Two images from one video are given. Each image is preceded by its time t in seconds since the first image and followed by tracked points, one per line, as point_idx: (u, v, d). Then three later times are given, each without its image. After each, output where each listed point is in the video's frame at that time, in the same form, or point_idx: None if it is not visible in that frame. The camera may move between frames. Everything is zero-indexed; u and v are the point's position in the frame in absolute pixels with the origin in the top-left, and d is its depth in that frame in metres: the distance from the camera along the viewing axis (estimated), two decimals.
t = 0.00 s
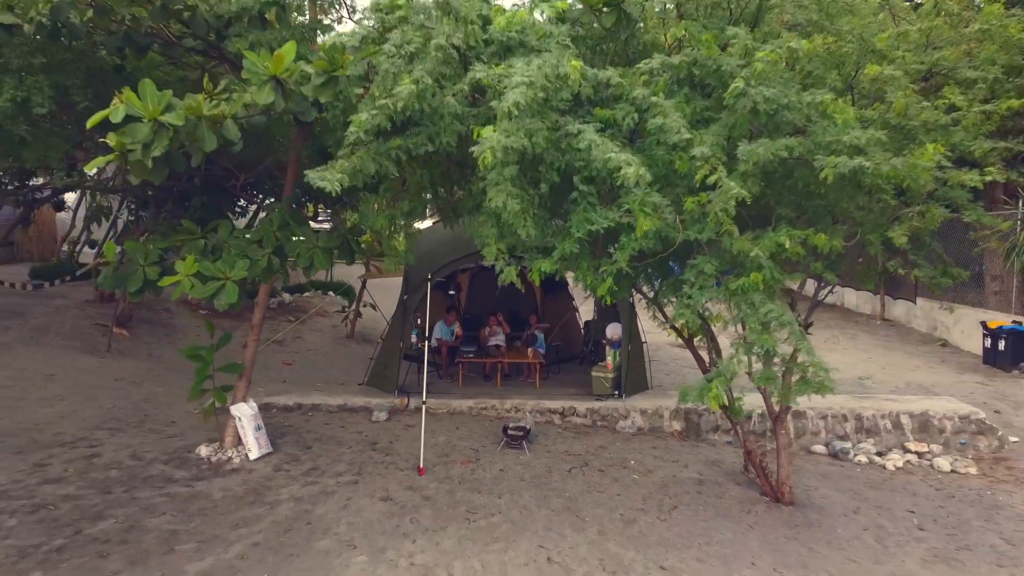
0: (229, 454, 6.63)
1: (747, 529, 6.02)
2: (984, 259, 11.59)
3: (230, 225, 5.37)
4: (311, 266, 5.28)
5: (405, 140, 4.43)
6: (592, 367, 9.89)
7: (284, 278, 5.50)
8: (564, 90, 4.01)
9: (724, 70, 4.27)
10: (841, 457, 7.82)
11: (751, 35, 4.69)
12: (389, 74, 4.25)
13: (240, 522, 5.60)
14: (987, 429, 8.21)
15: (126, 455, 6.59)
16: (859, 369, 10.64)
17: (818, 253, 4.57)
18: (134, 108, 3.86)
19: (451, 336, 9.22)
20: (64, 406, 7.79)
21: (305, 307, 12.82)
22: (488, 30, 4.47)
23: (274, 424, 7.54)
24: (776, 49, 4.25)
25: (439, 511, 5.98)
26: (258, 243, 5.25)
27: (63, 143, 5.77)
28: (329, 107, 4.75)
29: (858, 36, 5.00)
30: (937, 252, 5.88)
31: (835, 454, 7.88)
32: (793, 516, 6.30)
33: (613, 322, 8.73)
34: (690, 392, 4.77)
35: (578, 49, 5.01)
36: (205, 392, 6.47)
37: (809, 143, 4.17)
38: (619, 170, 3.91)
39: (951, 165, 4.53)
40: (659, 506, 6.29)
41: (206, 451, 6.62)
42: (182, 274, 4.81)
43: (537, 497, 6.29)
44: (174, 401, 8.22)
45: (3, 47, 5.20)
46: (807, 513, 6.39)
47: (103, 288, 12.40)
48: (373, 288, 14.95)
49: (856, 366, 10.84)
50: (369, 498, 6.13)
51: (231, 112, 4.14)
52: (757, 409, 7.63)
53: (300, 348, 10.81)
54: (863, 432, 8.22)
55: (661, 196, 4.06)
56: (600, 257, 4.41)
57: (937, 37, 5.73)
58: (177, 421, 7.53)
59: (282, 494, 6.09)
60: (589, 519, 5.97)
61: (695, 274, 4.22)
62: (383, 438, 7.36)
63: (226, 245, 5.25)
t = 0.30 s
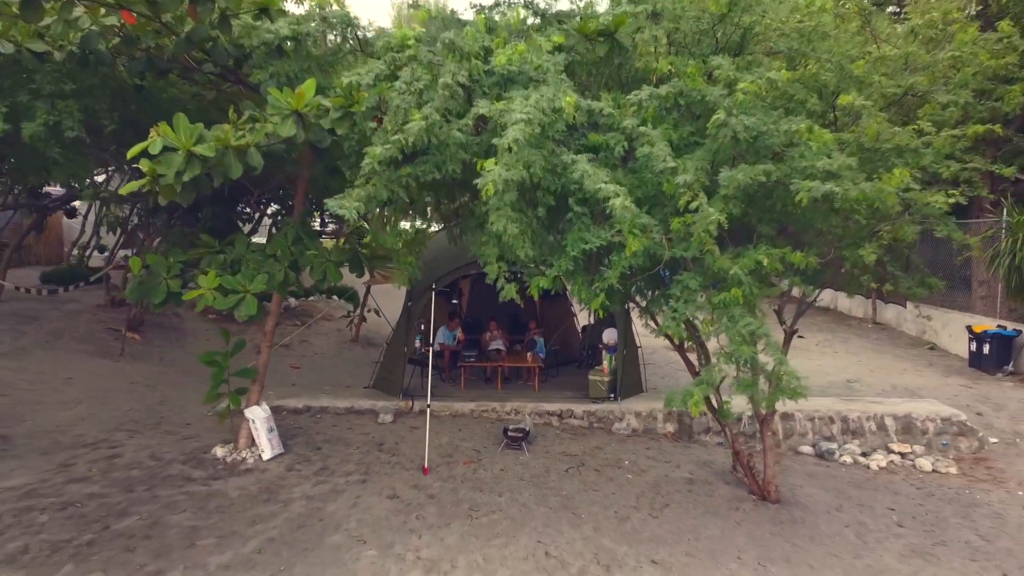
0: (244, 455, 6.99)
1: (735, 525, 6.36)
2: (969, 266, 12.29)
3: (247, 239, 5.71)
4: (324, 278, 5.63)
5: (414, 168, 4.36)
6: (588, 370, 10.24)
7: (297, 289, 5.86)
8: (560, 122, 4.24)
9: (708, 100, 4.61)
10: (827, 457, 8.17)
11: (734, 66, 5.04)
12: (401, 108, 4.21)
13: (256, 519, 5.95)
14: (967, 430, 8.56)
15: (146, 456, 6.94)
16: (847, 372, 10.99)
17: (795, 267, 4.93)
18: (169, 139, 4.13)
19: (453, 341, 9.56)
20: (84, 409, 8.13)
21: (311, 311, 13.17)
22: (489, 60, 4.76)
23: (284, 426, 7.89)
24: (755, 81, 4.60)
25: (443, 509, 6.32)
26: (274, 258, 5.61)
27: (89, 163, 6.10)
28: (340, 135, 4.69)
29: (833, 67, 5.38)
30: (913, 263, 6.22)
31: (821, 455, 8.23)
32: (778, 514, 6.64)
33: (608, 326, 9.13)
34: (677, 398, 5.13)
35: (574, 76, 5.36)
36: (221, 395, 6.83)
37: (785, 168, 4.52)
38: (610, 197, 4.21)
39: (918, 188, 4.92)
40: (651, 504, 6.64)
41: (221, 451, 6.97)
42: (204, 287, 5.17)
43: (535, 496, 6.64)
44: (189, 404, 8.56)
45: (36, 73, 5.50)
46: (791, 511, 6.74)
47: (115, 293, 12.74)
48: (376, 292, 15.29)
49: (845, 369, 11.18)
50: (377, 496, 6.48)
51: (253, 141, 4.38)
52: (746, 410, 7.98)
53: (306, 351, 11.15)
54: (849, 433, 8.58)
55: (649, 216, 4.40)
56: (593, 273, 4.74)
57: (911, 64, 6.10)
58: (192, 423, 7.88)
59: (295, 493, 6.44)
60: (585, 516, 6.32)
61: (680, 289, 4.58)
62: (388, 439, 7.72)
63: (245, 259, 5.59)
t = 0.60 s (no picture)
0: (257, 456, 7.35)
1: (723, 523, 6.72)
2: (956, 272, 12.83)
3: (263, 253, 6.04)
4: (336, 290, 5.98)
5: (422, 193, 4.50)
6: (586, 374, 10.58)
7: (309, 299, 6.20)
8: (555, 149, 4.57)
9: (694, 127, 4.97)
10: (814, 458, 8.52)
11: (720, 93, 5.39)
12: (410, 138, 4.36)
13: (270, 517, 6.31)
14: (949, 432, 8.91)
15: (163, 457, 7.29)
16: (837, 375, 11.34)
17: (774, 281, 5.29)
18: (196, 166, 4.32)
19: (456, 346, 9.90)
20: (101, 412, 8.48)
21: (317, 316, 13.53)
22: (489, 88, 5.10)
23: (294, 428, 8.24)
24: (740, 109, 4.96)
25: (447, 507, 6.68)
26: (288, 270, 5.95)
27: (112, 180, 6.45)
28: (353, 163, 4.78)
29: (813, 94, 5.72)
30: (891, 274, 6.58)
31: (809, 456, 8.58)
32: (765, 512, 7.00)
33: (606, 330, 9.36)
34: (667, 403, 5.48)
35: (570, 100, 5.70)
36: (235, 399, 7.18)
37: (766, 190, 4.88)
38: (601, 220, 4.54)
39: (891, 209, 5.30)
40: (644, 502, 6.99)
41: (236, 453, 7.33)
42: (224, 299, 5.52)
43: (535, 495, 6.99)
44: (201, 407, 8.91)
45: (64, 97, 5.83)
46: (778, 509, 7.09)
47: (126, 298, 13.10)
48: (379, 297, 15.65)
49: (835, 373, 11.53)
50: (384, 495, 6.83)
51: (274, 167, 4.55)
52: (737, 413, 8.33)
53: (313, 355, 11.50)
54: (836, 435, 8.94)
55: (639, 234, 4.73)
56: (586, 287, 5.06)
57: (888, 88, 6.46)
58: (206, 425, 8.23)
59: (306, 492, 6.79)
60: (581, 514, 6.68)
61: (669, 302, 4.93)
62: (394, 441, 8.07)
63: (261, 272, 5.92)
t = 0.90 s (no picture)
0: (269, 458, 7.70)
1: (713, 521, 7.07)
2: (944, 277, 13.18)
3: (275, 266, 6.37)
4: (345, 302, 6.32)
5: (428, 216, 4.82)
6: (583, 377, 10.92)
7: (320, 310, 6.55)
8: (552, 175, 4.91)
9: (683, 152, 5.31)
10: (802, 460, 8.87)
11: (708, 118, 5.74)
12: (418, 165, 4.70)
13: (283, 515, 6.66)
14: (933, 434, 9.26)
15: (179, 459, 7.65)
16: (827, 379, 11.69)
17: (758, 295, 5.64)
18: (220, 193, 4.65)
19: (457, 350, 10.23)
20: (118, 415, 8.83)
21: (321, 320, 13.87)
22: (491, 114, 5.45)
23: (303, 430, 8.60)
24: (726, 135, 5.30)
25: (450, 506, 7.03)
26: (300, 282, 6.29)
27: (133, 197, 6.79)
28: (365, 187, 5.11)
29: (795, 118, 6.09)
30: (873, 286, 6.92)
31: (797, 457, 8.93)
32: (753, 511, 7.35)
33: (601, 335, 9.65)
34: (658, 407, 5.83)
35: (567, 122, 6.05)
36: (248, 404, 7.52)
37: (749, 211, 5.22)
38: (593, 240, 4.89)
39: (866, 227, 5.66)
40: (638, 502, 7.34)
41: (249, 455, 7.68)
42: (242, 310, 5.87)
43: (534, 495, 7.34)
44: (213, 411, 9.26)
45: (90, 119, 6.16)
46: (765, 508, 7.44)
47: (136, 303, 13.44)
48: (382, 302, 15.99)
49: (825, 376, 11.87)
50: (391, 495, 7.18)
51: (291, 191, 4.86)
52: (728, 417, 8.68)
53: (318, 359, 11.84)
54: (824, 437, 9.29)
55: (630, 252, 5.08)
56: (582, 301, 5.39)
57: (870, 109, 6.82)
58: (219, 428, 8.58)
59: (317, 492, 7.14)
60: (578, 513, 7.03)
61: (658, 315, 5.27)
62: (399, 444, 8.42)
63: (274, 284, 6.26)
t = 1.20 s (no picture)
0: (279, 459, 8.05)
1: (704, 519, 7.41)
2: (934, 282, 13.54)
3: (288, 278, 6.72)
4: (355, 312, 6.67)
5: (434, 236, 5.16)
6: (580, 381, 11.26)
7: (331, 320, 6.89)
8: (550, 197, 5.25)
9: (673, 173, 5.66)
10: (792, 461, 9.22)
11: (697, 140, 6.10)
12: (425, 188, 5.05)
13: (294, 514, 7.00)
14: (918, 436, 9.61)
15: (194, 460, 7.99)
16: (817, 382, 12.03)
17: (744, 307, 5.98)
18: (241, 215, 5.02)
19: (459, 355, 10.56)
20: (132, 418, 9.17)
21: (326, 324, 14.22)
22: (493, 137, 5.80)
23: (311, 433, 8.94)
24: (713, 158, 5.65)
25: (453, 505, 7.37)
26: (311, 293, 6.64)
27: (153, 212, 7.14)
28: (375, 207, 5.46)
29: (779, 139, 6.46)
30: (857, 297, 7.26)
31: (787, 458, 9.28)
32: (742, 509, 7.70)
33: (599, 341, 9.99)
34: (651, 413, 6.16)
35: (565, 143, 6.41)
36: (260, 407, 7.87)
37: (734, 228, 5.58)
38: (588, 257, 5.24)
39: (846, 242, 6.02)
40: (632, 501, 7.69)
41: (260, 456, 8.03)
42: (257, 321, 6.21)
43: (533, 495, 7.69)
44: (224, 414, 9.60)
45: (113, 139, 6.52)
46: (754, 507, 7.78)
47: (145, 308, 13.77)
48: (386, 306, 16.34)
49: (816, 380, 12.22)
50: (397, 495, 7.53)
51: (306, 211, 5.23)
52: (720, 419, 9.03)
53: (324, 363, 12.19)
54: (813, 439, 9.64)
55: (622, 267, 5.43)
56: (578, 314, 5.74)
57: (852, 130, 7.18)
58: (230, 431, 8.93)
59: (326, 492, 7.49)
60: (575, 512, 7.37)
61: (649, 326, 5.63)
62: (404, 445, 8.77)
63: (287, 295, 6.61)
